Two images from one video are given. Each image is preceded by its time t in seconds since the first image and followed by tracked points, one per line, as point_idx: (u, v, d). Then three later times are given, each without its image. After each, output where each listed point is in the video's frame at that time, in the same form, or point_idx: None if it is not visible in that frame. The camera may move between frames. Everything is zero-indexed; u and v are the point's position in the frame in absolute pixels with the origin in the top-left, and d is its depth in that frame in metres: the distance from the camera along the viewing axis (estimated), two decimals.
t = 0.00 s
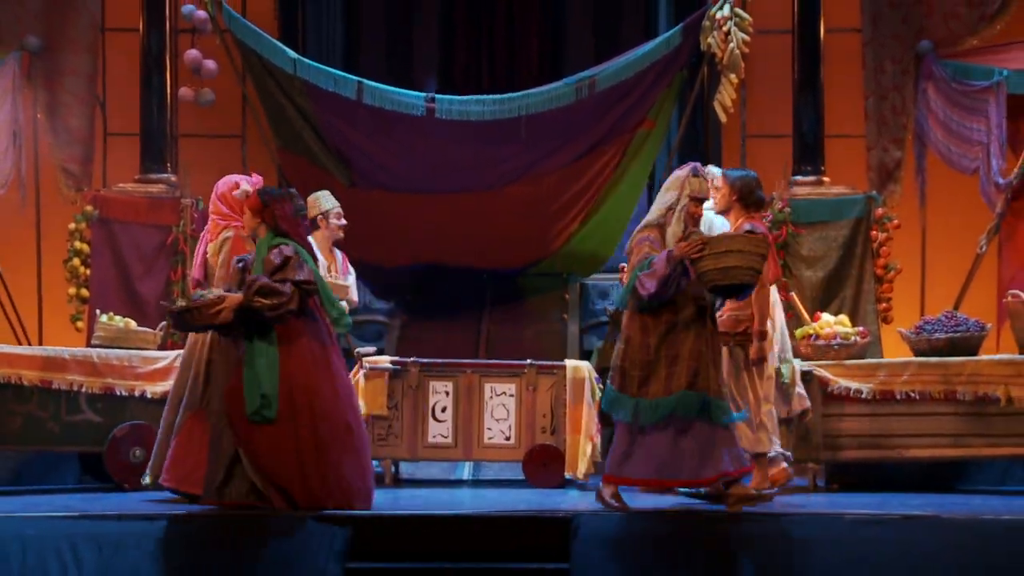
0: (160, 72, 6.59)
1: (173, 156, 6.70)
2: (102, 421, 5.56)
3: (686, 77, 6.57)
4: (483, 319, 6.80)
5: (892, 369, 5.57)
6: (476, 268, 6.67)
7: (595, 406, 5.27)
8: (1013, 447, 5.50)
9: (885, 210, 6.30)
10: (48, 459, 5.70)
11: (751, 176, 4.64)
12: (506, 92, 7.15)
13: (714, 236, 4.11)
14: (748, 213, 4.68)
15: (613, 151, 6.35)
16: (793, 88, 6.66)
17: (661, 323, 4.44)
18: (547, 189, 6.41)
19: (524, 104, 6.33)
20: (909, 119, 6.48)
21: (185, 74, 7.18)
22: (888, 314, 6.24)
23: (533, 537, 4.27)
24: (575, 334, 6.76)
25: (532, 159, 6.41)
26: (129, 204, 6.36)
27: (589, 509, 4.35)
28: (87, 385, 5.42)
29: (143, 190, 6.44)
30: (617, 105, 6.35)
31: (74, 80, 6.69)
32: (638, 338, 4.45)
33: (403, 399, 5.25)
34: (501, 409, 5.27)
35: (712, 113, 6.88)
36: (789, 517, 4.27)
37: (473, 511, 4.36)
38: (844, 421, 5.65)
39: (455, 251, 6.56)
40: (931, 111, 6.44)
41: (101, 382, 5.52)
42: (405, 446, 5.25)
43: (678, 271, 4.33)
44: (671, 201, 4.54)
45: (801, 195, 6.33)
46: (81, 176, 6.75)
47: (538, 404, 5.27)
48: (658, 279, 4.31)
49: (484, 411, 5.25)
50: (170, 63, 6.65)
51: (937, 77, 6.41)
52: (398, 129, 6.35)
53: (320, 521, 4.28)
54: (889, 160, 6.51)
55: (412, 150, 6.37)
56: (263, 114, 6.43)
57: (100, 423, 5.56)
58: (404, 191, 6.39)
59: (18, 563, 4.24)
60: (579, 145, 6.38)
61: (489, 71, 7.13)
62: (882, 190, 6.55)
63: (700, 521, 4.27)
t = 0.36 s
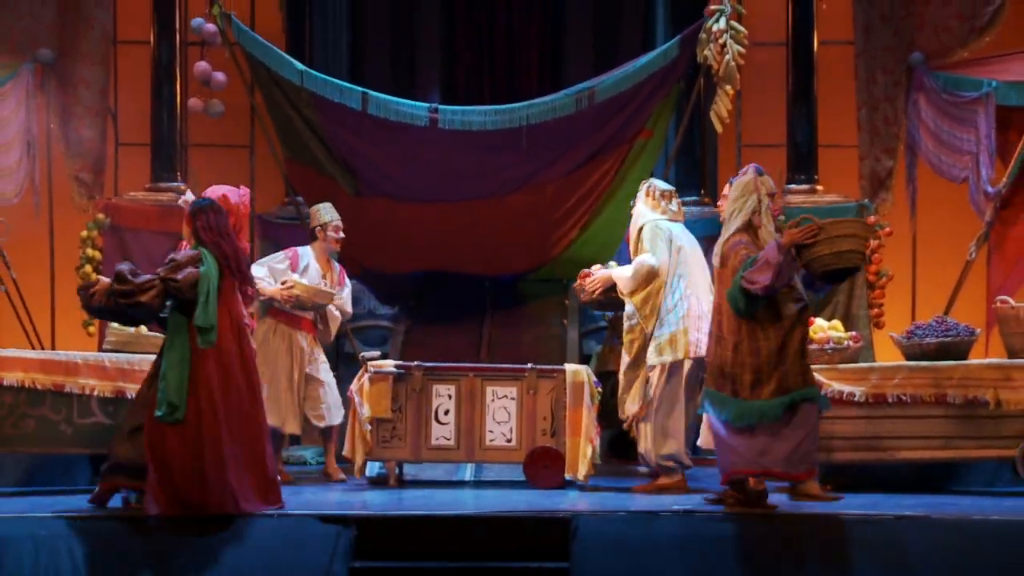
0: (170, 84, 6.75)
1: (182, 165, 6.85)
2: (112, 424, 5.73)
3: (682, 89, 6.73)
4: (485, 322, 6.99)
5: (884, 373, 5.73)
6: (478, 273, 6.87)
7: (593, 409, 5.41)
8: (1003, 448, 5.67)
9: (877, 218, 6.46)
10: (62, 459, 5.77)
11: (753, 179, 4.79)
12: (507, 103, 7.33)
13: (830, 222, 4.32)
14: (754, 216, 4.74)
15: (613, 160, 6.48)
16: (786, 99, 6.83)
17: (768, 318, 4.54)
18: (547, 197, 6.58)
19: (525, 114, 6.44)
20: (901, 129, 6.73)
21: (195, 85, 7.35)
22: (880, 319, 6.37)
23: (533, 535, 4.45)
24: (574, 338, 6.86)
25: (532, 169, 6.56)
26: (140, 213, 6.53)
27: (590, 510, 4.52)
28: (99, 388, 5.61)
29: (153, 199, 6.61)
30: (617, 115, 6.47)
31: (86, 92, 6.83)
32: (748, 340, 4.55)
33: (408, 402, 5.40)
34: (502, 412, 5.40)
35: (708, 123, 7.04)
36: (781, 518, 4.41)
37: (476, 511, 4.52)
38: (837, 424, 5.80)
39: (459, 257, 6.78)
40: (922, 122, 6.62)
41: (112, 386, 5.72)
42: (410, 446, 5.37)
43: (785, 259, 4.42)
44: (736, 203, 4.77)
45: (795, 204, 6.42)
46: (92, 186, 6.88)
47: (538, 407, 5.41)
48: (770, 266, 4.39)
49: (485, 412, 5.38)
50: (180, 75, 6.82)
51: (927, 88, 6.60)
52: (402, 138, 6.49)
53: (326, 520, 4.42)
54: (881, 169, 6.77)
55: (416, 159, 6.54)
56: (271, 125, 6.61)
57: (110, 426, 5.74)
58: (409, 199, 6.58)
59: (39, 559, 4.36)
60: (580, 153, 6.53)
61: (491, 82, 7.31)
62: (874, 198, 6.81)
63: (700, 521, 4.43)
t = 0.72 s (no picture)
0: (178, 92, 6.91)
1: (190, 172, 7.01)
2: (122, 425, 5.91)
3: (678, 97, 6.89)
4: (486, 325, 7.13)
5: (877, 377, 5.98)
6: (478, 276, 7.01)
7: (591, 410, 5.55)
8: (992, 447, 5.80)
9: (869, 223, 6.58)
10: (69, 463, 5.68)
11: (757, 193, 4.73)
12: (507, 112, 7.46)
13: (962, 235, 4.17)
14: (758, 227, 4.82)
15: (608, 169, 6.67)
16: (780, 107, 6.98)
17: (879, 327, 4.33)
18: (546, 203, 6.73)
19: (525, 122, 6.60)
20: (891, 137, 6.87)
21: (203, 94, 7.52)
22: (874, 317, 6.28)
23: (532, 535, 4.43)
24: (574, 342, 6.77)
25: (532, 175, 6.72)
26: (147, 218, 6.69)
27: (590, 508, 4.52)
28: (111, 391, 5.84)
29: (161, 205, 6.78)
30: (615, 122, 6.64)
31: (94, 100, 6.95)
32: (861, 345, 4.30)
33: (409, 403, 5.55)
34: (502, 413, 5.54)
35: (703, 131, 7.21)
36: (780, 516, 4.40)
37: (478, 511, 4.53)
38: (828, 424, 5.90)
39: (459, 261, 6.92)
40: (911, 130, 6.79)
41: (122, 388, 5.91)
42: (410, 449, 5.52)
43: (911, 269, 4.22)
44: (809, 218, 4.42)
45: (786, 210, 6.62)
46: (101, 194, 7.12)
47: (537, 408, 5.55)
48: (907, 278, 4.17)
49: (486, 416, 5.52)
50: (187, 83, 6.98)
51: (917, 98, 6.75)
52: (404, 146, 6.65)
53: (331, 520, 4.40)
54: (871, 176, 6.86)
55: (418, 166, 6.69)
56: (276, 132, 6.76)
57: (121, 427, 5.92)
58: (410, 204, 6.73)
59: (42, 558, 4.36)
60: (579, 159, 6.69)
61: (492, 91, 7.46)
62: (865, 205, 6.89)
63: (696, 521, 4.43)
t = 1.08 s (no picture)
0: (186, 101, 7.07)
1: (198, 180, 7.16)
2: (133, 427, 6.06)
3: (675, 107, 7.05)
4: (486, 330, 7.27)
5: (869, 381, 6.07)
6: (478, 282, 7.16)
7: (590, 413, 5.70)
8: (982, 450, 5.86)
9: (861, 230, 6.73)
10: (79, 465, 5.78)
11: (769, 199, 4.79)
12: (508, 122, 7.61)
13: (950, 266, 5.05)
14: (766, 230, 4.89)
15: (606, 177, 6.85)
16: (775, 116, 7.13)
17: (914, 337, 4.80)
18: (546, 211, 6.88)
19: (524, 132, 6.74)
20: (884, 147, 7.02)
21: (211, 105, 7.68)
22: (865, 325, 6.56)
23: (532, 534, 4.52)
24: (571, 345, 7.12)
25: (533, 183, 6.88)
26: (156, 225, 6.85)
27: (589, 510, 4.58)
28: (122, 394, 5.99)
29: (170, 211, 6.94)
30: (613, 132, 6.80)
31: (105, 110, 7.05)
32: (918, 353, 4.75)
33: (413, 406, 5.69)
34: (503, 416, 5.68)
35: (699, 141, 7.38)
36: (777, 516, 4.48)
37: (480, 512, 4.61)
38: (821, 428, 5.72)
39: (461, 267, 7.10)
40: (903, 139, 6.96)
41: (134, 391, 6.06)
42: (414, 451, 5.66)
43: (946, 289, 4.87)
44: (864, 229, 4.77)
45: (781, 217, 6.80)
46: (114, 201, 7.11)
47: (537, 411, 5.69)
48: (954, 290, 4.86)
49: (488, 418, 5.67)
50: (196, 93, 7.14)
51: (909, 108, 6.94)
52: (408, 154, 6.80)
53: (334, 520, 4.47)
54: (864, 185, 6.97)
55: (421, 174, 6.85)
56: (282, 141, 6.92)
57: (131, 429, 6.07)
58: (414, 211, 6.90)
59: (53, 558, 4.35)
60: (579, 167, 6.86)
61: (493, 100, 7.61)
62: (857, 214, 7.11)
63: (694, 521, 4.49)
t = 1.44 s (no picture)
0: (195, 110, 7.23)
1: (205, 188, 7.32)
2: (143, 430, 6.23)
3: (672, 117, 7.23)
4: (487, 334, 7.41)
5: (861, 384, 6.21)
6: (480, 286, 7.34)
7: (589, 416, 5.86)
8: (965, 452, 6.09)
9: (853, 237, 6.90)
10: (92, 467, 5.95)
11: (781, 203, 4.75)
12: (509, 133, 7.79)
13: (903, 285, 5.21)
14: (778, 238, 4.87)
15: (605, 184, 7.03)
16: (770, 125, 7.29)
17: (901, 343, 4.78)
18: (547, 218, 7.07)
19: (524, 141, 6.88)
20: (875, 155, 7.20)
21: (219, 115, 7.85)
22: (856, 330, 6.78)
23: (536, 535, 4.58)
24: (571, 349, 7.21)
25: (533, 192, 7.06)
26: (166, 231, 7.01)
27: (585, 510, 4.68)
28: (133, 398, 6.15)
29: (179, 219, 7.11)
30: (612, 140, 6.95)
31: (116, 121, 7.26)
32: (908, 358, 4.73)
33: (416, 409, 5.85)
34: (503, 419, 5.84)
35: (695, 150, 7.55)
36: (769, 515, 4.58)
37: (482, 513, 4.68)
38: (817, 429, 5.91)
39: (463, 272, 7.26)
40: (894, 148, 7.16)
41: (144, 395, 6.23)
42: (417, 453, 5.83)
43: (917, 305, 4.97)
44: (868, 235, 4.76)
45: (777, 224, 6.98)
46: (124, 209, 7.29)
47: (537, 414, 5.85)
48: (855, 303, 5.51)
49: (490, 420, 5.83)
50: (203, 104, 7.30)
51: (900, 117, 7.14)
52: (410, 163, 6.94)
53: (339, 521, 4.53)
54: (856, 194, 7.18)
55: (423, 182, 7.00)
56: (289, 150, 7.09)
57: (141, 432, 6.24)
58: (415, 217, 7.09)
59: (64, 556, 4.43)
60: (578, 175, 7.04)
61: (494, 110, 7.79)
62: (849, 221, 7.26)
63: (690, 520, 4.59)
